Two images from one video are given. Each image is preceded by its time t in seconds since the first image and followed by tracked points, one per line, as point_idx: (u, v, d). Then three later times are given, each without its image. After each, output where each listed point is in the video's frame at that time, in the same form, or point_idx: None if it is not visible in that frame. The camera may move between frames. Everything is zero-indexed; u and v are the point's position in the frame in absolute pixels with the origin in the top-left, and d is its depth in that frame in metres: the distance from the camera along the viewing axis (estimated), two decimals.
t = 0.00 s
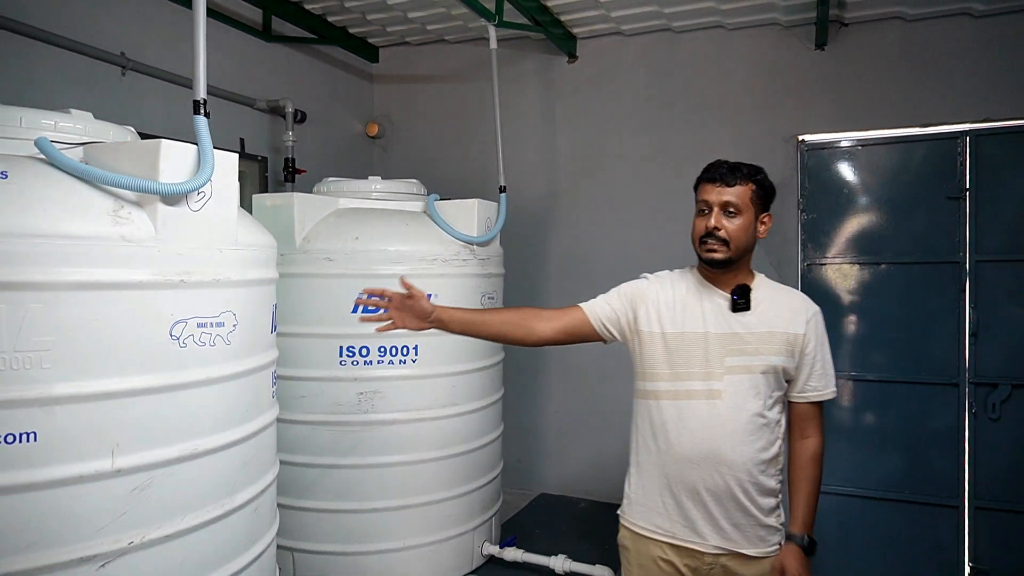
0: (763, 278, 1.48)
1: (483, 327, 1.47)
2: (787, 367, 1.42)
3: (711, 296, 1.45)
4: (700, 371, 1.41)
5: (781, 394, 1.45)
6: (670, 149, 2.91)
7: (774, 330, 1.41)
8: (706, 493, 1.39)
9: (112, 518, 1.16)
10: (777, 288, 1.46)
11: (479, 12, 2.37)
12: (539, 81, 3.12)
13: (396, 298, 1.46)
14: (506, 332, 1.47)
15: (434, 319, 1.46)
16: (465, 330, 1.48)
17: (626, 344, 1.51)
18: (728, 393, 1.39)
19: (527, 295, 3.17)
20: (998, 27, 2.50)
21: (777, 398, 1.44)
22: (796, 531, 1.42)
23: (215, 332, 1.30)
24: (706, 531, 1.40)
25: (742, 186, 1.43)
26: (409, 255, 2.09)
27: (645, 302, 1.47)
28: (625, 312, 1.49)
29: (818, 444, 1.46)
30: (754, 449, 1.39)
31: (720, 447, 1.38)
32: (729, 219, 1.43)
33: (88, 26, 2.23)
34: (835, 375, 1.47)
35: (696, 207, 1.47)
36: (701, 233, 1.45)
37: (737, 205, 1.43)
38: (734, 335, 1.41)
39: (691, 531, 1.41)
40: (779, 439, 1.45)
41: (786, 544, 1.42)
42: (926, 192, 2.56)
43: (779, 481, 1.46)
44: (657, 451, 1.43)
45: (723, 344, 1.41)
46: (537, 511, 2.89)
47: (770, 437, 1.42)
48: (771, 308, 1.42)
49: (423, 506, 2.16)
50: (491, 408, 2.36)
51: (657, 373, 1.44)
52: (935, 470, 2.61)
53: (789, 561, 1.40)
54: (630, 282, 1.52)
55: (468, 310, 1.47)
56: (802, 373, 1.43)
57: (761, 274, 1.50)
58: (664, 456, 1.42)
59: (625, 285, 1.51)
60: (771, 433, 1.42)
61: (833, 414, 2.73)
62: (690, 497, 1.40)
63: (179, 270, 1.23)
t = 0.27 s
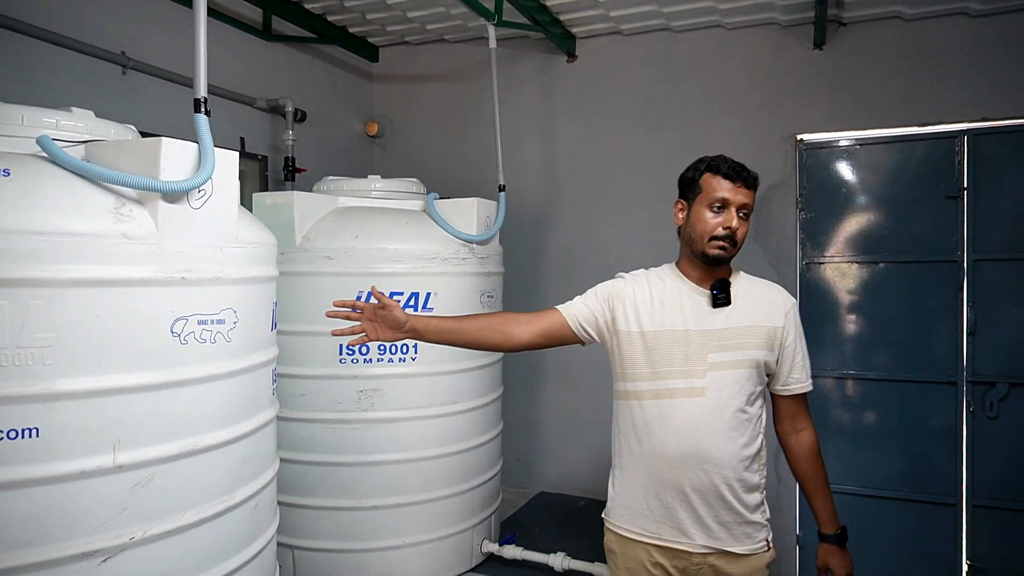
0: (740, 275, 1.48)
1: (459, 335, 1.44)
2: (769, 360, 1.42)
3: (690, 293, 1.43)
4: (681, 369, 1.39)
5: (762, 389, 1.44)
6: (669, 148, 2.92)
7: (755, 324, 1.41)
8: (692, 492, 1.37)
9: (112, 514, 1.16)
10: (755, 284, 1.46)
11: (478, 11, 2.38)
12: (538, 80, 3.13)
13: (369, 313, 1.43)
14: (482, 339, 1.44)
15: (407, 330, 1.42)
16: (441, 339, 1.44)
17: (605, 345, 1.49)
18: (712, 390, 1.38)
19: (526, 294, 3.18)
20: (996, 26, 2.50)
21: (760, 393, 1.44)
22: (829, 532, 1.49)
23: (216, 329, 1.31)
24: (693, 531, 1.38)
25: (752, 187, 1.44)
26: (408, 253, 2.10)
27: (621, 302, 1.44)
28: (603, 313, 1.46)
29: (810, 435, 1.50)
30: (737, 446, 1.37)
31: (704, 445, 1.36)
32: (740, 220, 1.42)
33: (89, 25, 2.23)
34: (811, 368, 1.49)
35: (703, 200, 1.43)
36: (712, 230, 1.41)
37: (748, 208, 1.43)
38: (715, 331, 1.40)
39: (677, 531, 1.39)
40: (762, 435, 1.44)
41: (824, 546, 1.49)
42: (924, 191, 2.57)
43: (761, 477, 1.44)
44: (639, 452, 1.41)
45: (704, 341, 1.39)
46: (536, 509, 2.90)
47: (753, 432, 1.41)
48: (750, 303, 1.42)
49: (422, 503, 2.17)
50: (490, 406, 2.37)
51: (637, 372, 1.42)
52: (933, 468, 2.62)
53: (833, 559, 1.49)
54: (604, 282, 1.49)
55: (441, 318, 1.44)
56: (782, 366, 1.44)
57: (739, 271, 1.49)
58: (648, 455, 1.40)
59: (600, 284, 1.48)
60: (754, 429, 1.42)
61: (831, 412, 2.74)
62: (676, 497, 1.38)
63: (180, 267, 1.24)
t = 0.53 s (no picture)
0: (732, 275, 1.48)
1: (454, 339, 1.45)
2: (760, 358, 1.42)
3: (683, 294, 1.44)
4: (676, 369, 1.39)
5: (756, 386, 1.45)
6: (670, 149, 2.94)
7: (746, 322, 1.41)
8: (690, 491, 1.38)
9: (124, 510, 1.18)
10: (748, 283, 1.46)
11: (481, 14, 2.39)
12: (540, 82, 3.14)
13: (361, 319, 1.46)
14: (479, 343, 1.44)
15: (401, 337, 1.43)
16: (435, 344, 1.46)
17: (600, 347, 1.49)
18: (707, 389, 1.38)
19: (528, 294, 3.19)
20: (996, 28, 2.52)
21: (754, 390, 1.44)
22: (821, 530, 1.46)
23: (225, 329, 1.32)
24: (691, 530, 1.39)
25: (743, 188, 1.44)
26: (413, 254, 2.12)
27: (615, 303, 1.45)
28: (597, 314, 1.47)
29: (801, 432, 1.50)
30: (733, 444, 1.38)
31: (701, 445, 1.37)
32: (732, 222, 1.43)
33: (96, 27, 2.25)
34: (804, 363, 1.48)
35: (696, 203, 1.43)
36: (706, 233, 1.41)
37: (740, 209, 1.43)
38: (708, 331, 1.40)
39: (676, 530, 1.39)
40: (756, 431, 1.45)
41: (816, 545, 1.46)
42: (925, 192, 2.59)
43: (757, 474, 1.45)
44: (637, 453, 1.41)
45: (699, 341, 1.40)
46: (538, 508, 2.91)
47: (747, 430, 1.42)
48: (742, 302, 1.42)
49: (426, 502, 2.19)
50: (493, 406, 2.38)
51: (632, 372, 1.42)
52: (933, 467, 2.64)
53: (827, 558, 1.45)
54: (598, 283, 1.50)
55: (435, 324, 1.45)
56: (774, 363, 1.44)
57: (732, 271, 1.49)
58: (645, 456, 1.40)
59: (593, 286, 1.49)
60: (749, 426, 1.42)
61: (832, 412, 2.76)
62: (674, 496, 1.39)
63: (190, 267, 1.25)
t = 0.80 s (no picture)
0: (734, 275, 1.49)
1: (460, 343, 1.46)
2: (760, 358, 1.43)
3: (685, 295, 1.45)
4: (679, 370, 1.40)
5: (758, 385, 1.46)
6: (675, 151, 2.95)
7: (747, 321, 1.42)
8: (696, 490, 1.39)
9: (143, 508, 1.20)
10: (749, 283, 1.47)
11: (487, 16, 2.41)
12: (545, 83, 3.16)
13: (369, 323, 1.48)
14: (484, 346, 1.46)
15: (408, 342, 1.45)
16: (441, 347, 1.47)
17: (604, 347, 1.51)
18: (711, 389, 1.39)
19: (533, 294, 3.21)
20: (999, 30, 2.54)
21: (756, 389, 1.45)
22: (790, 526, 1.43)
23: (240, 329, 1.34)
24: (697, 528, 1.40)
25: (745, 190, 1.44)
26: (420, 255, 2.13)
27: (618, 304, 1.47)
28: (601, 316, 1.48)
29: (793, 431, 1.49)
30: (737, 443, 1.39)
31: (706, 445, 1.38)
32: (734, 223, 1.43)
33: (106, 29, 2.27)
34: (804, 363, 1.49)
35: (698, 205, 1.43)
36: (708, 235, 1.42)
37: (741, 211, 1.44)
38: (711, 331, 1.41)
39: (682, 529, 1.41)
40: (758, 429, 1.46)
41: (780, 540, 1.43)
42: (928, 193, 2.60)
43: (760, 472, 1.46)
44: (642, 453, 1.43)
45: (702, 342, 1.41)
46: (543, 507, 2.93)
47: (751, 429, 1.43)
48: (744, 302, 1.43)
49: (434, 500, 2.20)
50: (500, 405, 2.40)
51: (637, 373, 1.44)
52: (936, 466, 2.65)
53: (787, 553, 1.41)
54: (601, 284, 1.52)
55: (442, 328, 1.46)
56: (776, 362, 1.45)
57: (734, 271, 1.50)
58: (651, 456, 1.42)
59: (597, 287, 1.51)
60: (752, 426, 1.43)
61: (835, 412, 2.77)
62: (680, 496, 1.40)
63: (207, 268, 1.27)
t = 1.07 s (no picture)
0: (737, 275, 1.50)
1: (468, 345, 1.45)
2: (764, 358, 1.44)
3: (690, 296, 1.46)
4: (685, 370, 1.41)
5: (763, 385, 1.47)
6: (680, 151, 2.96)
7: (751, 322, 1.43)
8: (702, 490, 1.40)
9: (162, 506, 1.21)
10: (753, 284, 1.48)
11: (495, 18, 2.42)
12: (550, 84, 3.17)
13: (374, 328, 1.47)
14: (492, 348, 1.45)
15: (416, 343, 1.43)
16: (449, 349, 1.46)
17: (610, 348, 1.51)
18: (717, 389, 1.40)
19: (538, 294, 3.22)
20: (1003, 32, 2.55)
21: (761, 389, 1.47)
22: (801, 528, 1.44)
23: (256, 329, 1.35)
24: (704, 527, 1.41)
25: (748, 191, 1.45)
26: (429, 255, 2.14)
27: (624, 305, 1.47)
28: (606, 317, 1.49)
29: (801, 432, 1.51)
30: (743, 442, 1.40)
31: (712, 445, 1.39)
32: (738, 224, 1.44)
33: (116, 30, 2.27)
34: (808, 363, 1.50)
35: (703, 206, 1.44)
36: (712, 236, 1.43)
37: (745, 212, 1.45)
38: (717, 332, 1.42)
39: (689, 529, 1.41)
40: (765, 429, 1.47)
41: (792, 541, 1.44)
42: (932, 193, 2.62)
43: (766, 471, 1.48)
44: (648, 453, 1.44)
45: (707, 342, 1.42)
46: (549, 506, 2.94)
47: (755, 429, 1.44)
48: (748, 303, 1.45)
49: (443, 499, 2.22)
50: (507, 405, 2.41)
51: (643, 374, 1.44)
52: (940, 466, 2.66)
53: (798, 557, 1.42)
54: (606, 286, 1.52)
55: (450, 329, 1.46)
56: (781, 362, 1.46)
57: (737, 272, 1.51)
58: (657, 456, 1.42)
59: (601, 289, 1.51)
60: (757, 425, 1.44)
61: (840, 411, 2.79)
62: (686, 496, 1.41)
63: (223, 269, 1.28)
